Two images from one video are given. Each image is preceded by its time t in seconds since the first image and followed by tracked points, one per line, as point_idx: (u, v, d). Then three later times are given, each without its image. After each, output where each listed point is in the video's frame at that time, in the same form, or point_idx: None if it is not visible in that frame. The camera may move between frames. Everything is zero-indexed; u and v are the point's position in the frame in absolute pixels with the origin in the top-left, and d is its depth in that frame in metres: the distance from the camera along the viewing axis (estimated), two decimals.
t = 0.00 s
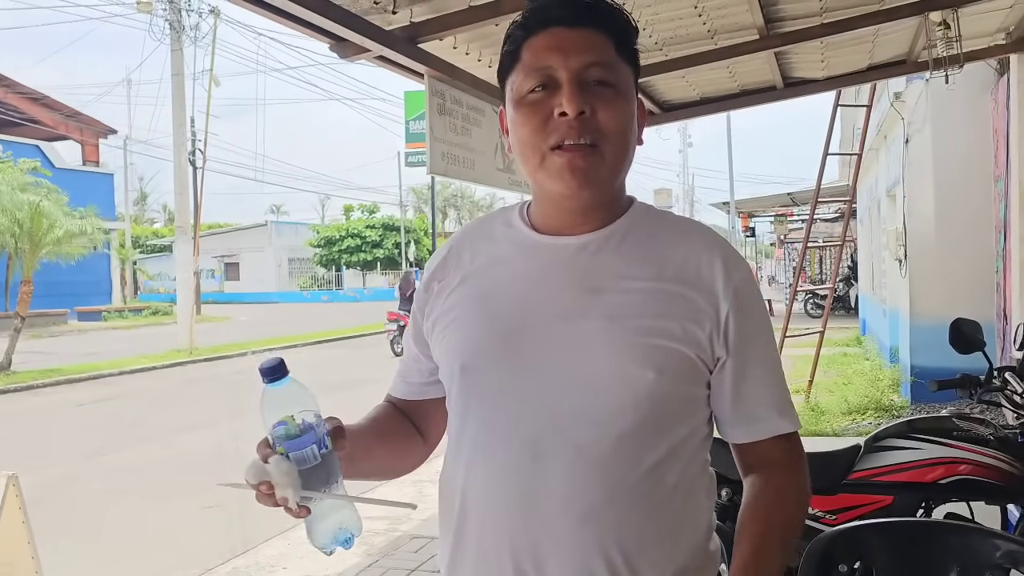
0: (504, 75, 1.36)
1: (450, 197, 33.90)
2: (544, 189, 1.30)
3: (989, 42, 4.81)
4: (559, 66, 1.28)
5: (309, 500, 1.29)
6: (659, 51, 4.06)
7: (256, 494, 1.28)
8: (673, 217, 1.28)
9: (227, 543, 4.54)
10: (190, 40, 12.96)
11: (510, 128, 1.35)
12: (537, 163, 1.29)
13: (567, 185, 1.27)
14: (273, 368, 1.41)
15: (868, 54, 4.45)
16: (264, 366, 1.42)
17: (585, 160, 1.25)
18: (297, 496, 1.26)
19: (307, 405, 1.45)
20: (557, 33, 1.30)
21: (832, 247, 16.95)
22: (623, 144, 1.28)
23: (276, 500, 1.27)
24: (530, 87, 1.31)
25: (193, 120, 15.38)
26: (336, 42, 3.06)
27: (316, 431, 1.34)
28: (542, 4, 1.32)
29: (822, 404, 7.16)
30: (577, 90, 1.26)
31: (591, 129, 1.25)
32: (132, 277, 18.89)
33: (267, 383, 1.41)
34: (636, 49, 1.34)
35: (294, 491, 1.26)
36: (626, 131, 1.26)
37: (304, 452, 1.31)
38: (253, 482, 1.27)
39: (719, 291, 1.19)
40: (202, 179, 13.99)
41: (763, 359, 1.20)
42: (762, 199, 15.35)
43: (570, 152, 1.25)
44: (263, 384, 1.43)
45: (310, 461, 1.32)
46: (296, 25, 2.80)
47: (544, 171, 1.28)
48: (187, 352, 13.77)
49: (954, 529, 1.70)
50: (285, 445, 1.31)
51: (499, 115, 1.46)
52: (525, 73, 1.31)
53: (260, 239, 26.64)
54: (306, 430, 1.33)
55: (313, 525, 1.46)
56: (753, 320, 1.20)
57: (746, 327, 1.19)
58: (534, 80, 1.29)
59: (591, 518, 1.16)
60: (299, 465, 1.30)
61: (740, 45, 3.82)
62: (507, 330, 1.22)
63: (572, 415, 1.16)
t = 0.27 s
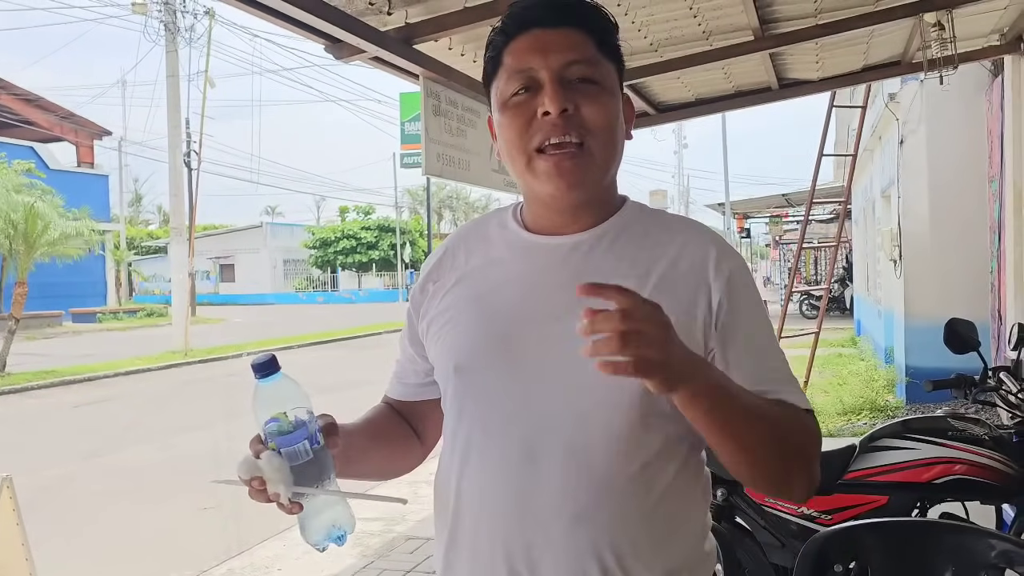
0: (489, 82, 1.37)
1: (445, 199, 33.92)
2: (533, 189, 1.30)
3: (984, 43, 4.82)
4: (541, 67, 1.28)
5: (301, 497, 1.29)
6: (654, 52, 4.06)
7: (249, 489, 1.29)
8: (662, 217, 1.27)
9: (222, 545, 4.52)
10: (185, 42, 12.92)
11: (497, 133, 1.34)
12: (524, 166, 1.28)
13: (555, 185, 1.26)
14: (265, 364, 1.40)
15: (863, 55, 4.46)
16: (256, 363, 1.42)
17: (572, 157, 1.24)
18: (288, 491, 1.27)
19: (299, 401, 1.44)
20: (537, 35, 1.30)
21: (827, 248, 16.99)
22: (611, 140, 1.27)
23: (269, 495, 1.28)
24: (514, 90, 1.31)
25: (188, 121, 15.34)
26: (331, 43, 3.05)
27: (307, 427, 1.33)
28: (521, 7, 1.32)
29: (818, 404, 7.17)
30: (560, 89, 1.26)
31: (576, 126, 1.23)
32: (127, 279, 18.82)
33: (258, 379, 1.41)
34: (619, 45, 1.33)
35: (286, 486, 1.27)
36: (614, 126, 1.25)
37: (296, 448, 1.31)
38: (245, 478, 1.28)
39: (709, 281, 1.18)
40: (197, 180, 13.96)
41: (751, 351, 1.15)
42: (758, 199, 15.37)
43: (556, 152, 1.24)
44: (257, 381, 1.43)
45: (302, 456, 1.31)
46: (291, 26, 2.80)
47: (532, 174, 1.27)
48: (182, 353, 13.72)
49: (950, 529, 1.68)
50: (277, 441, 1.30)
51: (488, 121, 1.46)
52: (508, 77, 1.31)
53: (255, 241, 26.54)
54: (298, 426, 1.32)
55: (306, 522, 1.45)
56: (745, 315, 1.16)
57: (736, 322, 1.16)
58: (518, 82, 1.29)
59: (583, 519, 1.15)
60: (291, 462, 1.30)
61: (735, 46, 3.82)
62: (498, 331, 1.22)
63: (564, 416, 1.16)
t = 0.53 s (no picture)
0: (481, 90, 1.37)
1: (442, 199, 33.92)
2: (526, 191, 1.29)
3: (980, 44, 4.83)
4: (530, 72, 1.28)
5: (295, 494, 1.29)
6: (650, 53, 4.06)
7: (244, 488, 1.27)
8: (656, 219, 1.27)
9: (219, 546, 4.51)
10: (181, 43, 12.90)
11: (489, 140, 1.34)
12: (517, 174, 1.28)
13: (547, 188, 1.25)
14: (259, 363, 1.40)
15: (858, 56, 4.47)
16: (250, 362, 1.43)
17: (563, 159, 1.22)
18: (282, 489, 1.26)
19: (294, 400, 1.44)
20: (525, 42, 1.31)
21: (824, 248, 17.01)
22: (601, 138, 1.25)
23: (263, 493, 1.27)
24: (504, 96, 1.31)
25: (184, 122, 15.32)
26: (328, 44, 3.05)
27: (301, 425, 1.33)
28: (510, 14, 1.33)
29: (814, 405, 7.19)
30: (549, 93, 1.26)
31: (567, 130, 1.23)
32: (123, 280, 18.78)
33: (253, 377, 1.41)
34: (607, 49, 1.34)
35: (280, 484, 1.26)
36: (604, 128, 1.24)
37: (289, 445, 1.31)
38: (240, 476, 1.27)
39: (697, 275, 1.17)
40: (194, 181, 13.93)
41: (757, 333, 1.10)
42: (754, 200, 15.40)
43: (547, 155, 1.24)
44: (252, 380, 1.43)
45: (296, 454, 1.31)
46: (287, 27, 2.79)
47: (526, 180, 1.27)
48: (178, 354, 13.69)
49: (945, 529, 1.68)
50: (272, 439, 1.30)
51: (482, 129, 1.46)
52: (498, 83, 1.31)
53: (252, 242, 26.51)
54: (293, 424, 1.32)
55: (301, 521, 1.44)
56: (745, 303, 1.13)
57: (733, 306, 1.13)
58: (507, 88, 1.30)
59: (578, 516, 1.14)
60: (285, 459, 1.29)
61: (731, 47, 3.83)
62: (493, 331, 1.22)
63: (558, 414, 1.15)
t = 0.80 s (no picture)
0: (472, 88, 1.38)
1: (438, 201, 33.95)
2: (510, 186, 1.29)
3: (973, 45, 4.85)
4: (515, 68, 1.28)
5: (282, 495, 1.28)
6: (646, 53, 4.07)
7: (232, 488, 1.27)
8: (647, 219, 1.27)
9: (214, 548, 4.50)
10: (176, 44, 12.89)
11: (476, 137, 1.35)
12: (501, 170, 1.29)
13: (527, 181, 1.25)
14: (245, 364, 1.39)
15: (853, 56, 4.48)
16: (236, 365, 1.42)
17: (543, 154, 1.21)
18: (268, 489, 1.25)
19: (280, 401, 1.44)
20: (513, 40, 1.30)
21: (819, 249, 17.06)
22: (589, 133, 1.23)
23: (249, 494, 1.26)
24: (491, 92, 1.31)
25: (179, 123, 15.31)
26: (323, 44, 3.05)
27: (288, 427, 1.33)
28: (500, 14, 1.33)
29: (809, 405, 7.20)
30: (532, 88, 1.25)
31: (550, 124, 1.21)
32: (118, 282, 18.73)
33: (239, 380, 1.41)
34: (598, 50, 1.32)
35: (266, 485, 1.25)
36: (588, 123, 1.22)
37: (276, 446, 1.30)
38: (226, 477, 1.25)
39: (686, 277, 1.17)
40: (189, 182, 13.91)
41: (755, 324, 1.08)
42: (750, 201, 15.43)
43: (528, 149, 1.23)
44: (238, 382, 1.42)
45: (282, 455, 1.30)
46: (282, 27, 2.79)
47: (509, 176, 1.28)
48: (174, 355, 13.66)
49: (940, 528, 1.68)
50: (258, 441, 1.30)
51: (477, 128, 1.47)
52: (486, 80, 1.32)
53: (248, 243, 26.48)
54: (279, 425, 1.32)
55: (290, 522, 1.44)
56: (735, 298, 1.12)
57: (724, 300, 1.12)
58: (493, 84, 1.30)
59: (567, 514, 1.14)
60: (271, 461, 1.28)
61: (726, 48, 3.83)
62: (483, 330, 1.22)
63: (547, 412, 1.15)
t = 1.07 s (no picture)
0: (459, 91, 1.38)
1: (436, 202, 33.96)
2: (496, 195, 1.29)
3: (969, 46, 4.86)
4: (494, 74, 1.27)
5: (274, 500, 1.28)
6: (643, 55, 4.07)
7: (224, 494, 1.28)
8: (636, 218, 1.24)
9: (210, 550, 4.49)
10: (173, 45, 12.87)
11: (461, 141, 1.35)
12: (483, 173, 1.28)
13: (507, 189, 1.25)
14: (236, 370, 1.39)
15: (850, 58, 4.49)
16: (227, 371, 1.42)
17: (523, 161, 1.22)
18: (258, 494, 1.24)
19: (272, 407, 1.43)
20: (494, 44, 1.29)
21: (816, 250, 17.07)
22: (568, 139, 1.23)
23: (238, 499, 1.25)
24: (474, 98, 1.31)
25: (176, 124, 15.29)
26: (319, 46, 3.05)
27: (279, 432, 1.32)
28: (483, 18, 1.32)
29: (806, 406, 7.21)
30: (510, 96, 1.24)
31: (527, 132, 1.22)
32: (115, 283, 18.69)
33: (229, 386, 1.41)
34: (584, 47, 1.30)
35: (257, 490, 1.25)
36: (566, 130, 1.22)
37: (266, 452, 1.29)
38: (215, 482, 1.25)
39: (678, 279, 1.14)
40: (185, 184, 13.90)
41: (741, 337, 1.09)
42: (747, 202, 15.45)
43: (508, 157, 1.23)
44: (230, 388, 1.42)
45: (272, 461, 1.29)
46: (279, 29, 2.79)
47: (489, 179, 1.27)
48: (171, 357, 13.63)
49: (936, 529, 1.68)
50: (249, 446, 1.29)
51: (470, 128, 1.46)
52: (468, 85, 1.31)
53: (244, 244, 26.41)
54: (270, 431, 1.31)
55: (284, 526, 1.42)
56: (722, 301, 1.11)
57: (712, 306, 1.11)
58: (475, 91, 1.30)
59: (555, 516, 1.14)
60: (262, 466, 1.28)
61: (723, 49, 3.83)
62: (472, 334, 1.22)
63: (535, 414, 1.15)
